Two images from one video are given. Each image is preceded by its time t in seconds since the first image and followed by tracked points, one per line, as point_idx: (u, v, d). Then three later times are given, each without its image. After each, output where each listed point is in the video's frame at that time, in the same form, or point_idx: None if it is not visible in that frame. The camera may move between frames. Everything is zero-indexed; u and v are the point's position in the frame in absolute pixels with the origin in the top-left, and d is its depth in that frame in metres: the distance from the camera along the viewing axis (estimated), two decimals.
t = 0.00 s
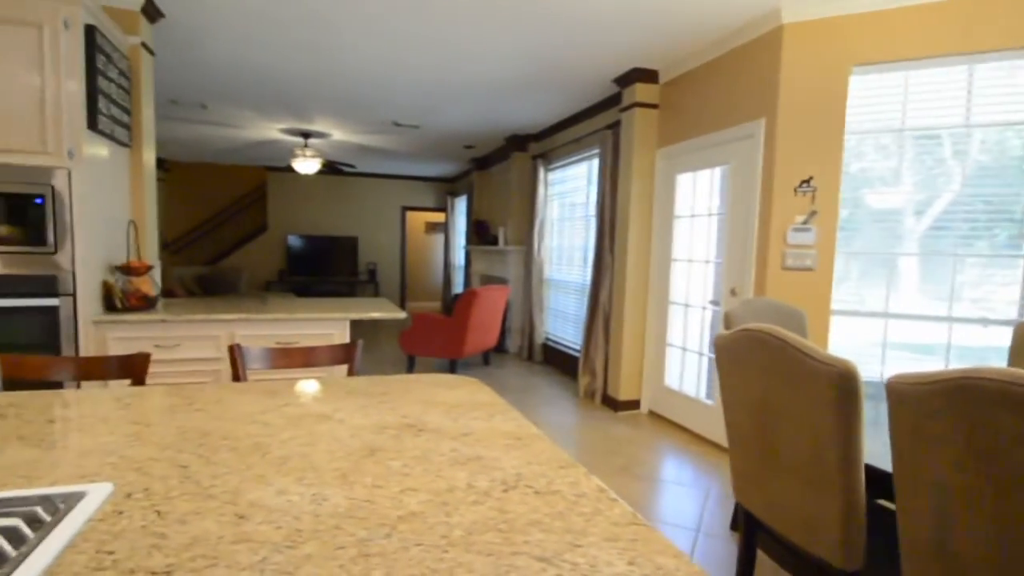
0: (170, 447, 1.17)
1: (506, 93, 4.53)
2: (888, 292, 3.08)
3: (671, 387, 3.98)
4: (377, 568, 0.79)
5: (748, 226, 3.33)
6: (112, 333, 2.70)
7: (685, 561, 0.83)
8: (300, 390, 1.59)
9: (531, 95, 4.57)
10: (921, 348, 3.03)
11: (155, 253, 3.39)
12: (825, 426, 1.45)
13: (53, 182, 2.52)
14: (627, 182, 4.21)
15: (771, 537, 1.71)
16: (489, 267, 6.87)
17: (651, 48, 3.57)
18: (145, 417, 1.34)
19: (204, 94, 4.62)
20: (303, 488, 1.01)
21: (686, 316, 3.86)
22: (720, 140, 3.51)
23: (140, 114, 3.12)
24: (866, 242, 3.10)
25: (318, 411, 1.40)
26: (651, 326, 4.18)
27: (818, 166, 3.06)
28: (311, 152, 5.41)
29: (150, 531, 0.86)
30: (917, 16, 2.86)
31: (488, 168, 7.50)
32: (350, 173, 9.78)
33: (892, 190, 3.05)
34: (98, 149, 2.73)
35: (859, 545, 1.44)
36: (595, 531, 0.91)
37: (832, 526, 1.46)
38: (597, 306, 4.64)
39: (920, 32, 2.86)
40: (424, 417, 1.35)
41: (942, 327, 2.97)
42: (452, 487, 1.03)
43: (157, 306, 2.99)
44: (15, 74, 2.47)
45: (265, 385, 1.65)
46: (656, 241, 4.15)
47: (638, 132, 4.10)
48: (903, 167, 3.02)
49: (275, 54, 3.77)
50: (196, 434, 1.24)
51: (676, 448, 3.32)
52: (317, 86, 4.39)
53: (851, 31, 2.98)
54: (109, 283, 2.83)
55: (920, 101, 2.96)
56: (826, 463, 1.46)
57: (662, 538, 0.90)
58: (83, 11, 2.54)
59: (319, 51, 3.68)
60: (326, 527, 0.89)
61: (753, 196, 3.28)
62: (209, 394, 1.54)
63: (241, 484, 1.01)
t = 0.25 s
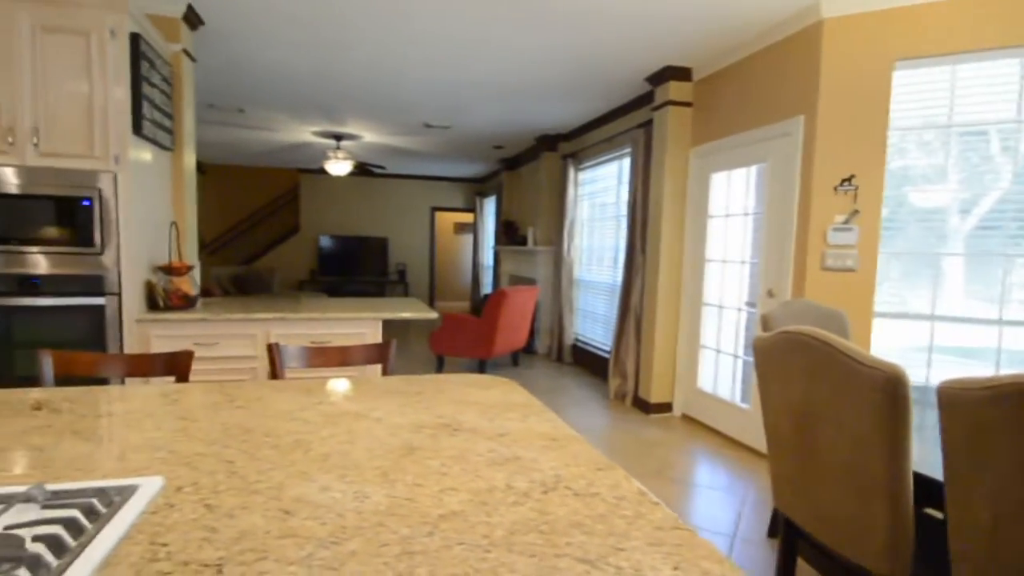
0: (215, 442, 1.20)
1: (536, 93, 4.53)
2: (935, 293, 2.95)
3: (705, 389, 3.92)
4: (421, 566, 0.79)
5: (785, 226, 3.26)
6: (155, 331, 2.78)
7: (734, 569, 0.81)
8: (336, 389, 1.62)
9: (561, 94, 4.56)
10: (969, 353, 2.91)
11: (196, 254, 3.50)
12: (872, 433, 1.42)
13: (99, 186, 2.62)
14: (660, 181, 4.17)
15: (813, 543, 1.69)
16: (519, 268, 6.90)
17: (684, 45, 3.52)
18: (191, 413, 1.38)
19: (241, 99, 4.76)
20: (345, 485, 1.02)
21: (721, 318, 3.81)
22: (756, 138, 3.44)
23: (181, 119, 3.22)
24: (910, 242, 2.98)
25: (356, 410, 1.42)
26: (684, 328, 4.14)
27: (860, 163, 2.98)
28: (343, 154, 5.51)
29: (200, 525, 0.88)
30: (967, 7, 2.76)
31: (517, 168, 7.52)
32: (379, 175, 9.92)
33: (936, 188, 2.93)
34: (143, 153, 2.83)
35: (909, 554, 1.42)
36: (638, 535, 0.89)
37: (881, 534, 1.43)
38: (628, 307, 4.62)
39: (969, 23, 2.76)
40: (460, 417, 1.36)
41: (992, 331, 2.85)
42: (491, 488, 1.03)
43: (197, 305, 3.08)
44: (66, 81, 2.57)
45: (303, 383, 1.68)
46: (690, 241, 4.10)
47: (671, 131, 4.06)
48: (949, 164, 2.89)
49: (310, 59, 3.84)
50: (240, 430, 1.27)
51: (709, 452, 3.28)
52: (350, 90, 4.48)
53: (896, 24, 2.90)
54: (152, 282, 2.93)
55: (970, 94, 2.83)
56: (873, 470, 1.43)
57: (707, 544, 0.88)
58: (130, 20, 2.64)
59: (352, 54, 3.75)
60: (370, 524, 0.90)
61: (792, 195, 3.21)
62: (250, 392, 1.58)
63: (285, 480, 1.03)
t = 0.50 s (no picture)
0: (257, 439, 1.22)
1: (565, 92, 4.51)
2: (982, 294, 2.85)
3: (739, 393, 3.85)
4: (462, 566, 0.79)
5: (824, 225, 3.16)
6: (195, 330, 2.85)
7: None
8: (371, 388, 1.64)
9: (590, 93, 4.53)
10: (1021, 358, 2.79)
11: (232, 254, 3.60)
12: (918, 438, 1.38)
13: (143, 189, 2.71)
14: (692, 180, 4.11)
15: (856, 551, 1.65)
16: (546, 268, 6.90)
17: (717, 42, 3.47)
18: (232, 410, 1.42)
19: (276, 103, 4.87)
20: (384, 484, 1.03)
21: (756, 320, 3.73)
22: (793, 135, 3.36)
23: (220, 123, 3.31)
24: (955, 242, 2.88)
25: (391, 409, 1.44)
26: (717, 330, 4.07)
27: (902, 161, 2.90)
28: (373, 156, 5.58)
29: (247, 519, 0.90)
30: None
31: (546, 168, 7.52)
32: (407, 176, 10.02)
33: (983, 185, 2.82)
34: (183, 157, 2.92)
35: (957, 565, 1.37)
36: (679, 540, 0.88)
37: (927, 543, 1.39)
38: (659, 308, 4.58)
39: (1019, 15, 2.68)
40: (495, 418, 1.36)
41: None
42: (529, 489, 1.02)
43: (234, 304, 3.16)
44: (112, 88, 2.67)
45: (339, 382, 1.70)
46: (723, 242, 4.03)
47: (705, 130, 4.00)
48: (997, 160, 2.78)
49: (343, 63, 3.91)
50: (280, 428, 1.30)
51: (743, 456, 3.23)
52: (380, 91, 4.54)
53: (942, 17, 2.81)
54: (191, 282, 3.02)
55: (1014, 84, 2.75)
56: (920, 476, 1.39)
57: (752, 551, 0.85)
58: (171, 27, 2.72)
59: (383, 57, 3.79)
60: (410, 523, 0.90)
61: (830, 194, 3.11)
62: (288, 390, 1.61)
63: (326, 478, 1.05)
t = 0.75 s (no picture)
0: (296, 436, 1.25)
1: (593, 91, 4.48)
2: None
3: (773, 396, 3.78)
4: (504, 566, 0.79)
5: (864, 224, 3.07)
6: (230, 328, 2.92)
7: None
8: (405, 387, 1.65)
9: (618, 91, 4.49)
10: None
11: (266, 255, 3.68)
12: (968, 448, 1.33)
13: (181, 191, 2.79)
14: (725, 177, 4.04)
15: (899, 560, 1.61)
16: (575, 267, 6.92)
17: (750, 37, 3.39)
18: (271, 407, 1.45)
19: (308, 106, 4.96)
20: (422, 483, 1.03)
21: (791, 321, 3.65)
22: (831, 131, 3.28)
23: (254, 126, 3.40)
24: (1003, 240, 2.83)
25: (425, 408, 1.45)
26: (750, 332, 4.00)
27: (946, 157, 2.82)
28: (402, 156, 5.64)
29: (290, 515, 0.92)
30: None
31: (574, 167, 7.50)
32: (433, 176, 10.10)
33: None
34: (220, 159, 3.00)
35: None
36: (723, 545, 0.86)
37: (978, 555, 1.35)
38: (690, 309, 4.53)
39: None
40: (529, 419, 1.35)
41: None
42: (567, 490, 1.02)
43: (268, 304, 3.23)
44: (154, 93, 2.75)
45: (372, 381, 1.72)
46: (756, 241, 3.94)
47: (738, 126, 3.92)
48: None
49: (374, 65, 3.96)
50: (318, 425, 1.32)
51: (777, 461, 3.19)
52: (409, 92, 4.57)
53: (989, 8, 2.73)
54: (227, 282, 3.10)
55: None
56: (969, 486, 1.35)
57: (798, 558, 0.83)
58: (208, 33, 2.79)
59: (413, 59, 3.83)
60: (450, 522, 0.90)
61: (870, 192, 3.02)
62: (323, 388, 1.63)
63: (365, 476, 1.06)
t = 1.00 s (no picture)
0: (333, 433, 1.26)
1: (620, 89, 4.45)
2: None
3: (808, 399, 3.71)
4: (545, 565, 0.79)
5: (904, 223, 2.98)
6: (264, 327, 2.98)
7: None
8: (437, 387, 1.66)
9: (646, 89, 4.45)
10: None
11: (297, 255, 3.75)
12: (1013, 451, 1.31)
13: (216, 193, 2.86)
14: (757, 176, 3.97)
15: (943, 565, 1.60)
16: (601, 268, 6.91)
17: (784, 32, 3.32)
18: (308, 404, 1.47)
19: (338, 108, 5.04)
20: (459, 481, 1.04)
21: (827, 323, 3.57)
22: (870, 127, 3.20)
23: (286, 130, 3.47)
24: None
25: (459, 407, 1.45)
26: (783, 334, 3.92)
27: (991, 153, 2.74)
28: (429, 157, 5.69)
29: (331, 510, 0.93)
30: None
31: (601, 167, 7.48)
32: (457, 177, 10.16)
33: None
34: (254, 162, 3.07)
35: None
36: (769, 550, 0.84)
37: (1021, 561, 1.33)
38: (721, 310, 4.47)
39: None
40: (563, 419, 1.35)
41: None
42: (604, 490, 1.01)
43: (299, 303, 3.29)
44: (191, 97, 2.83)
45: (404, 379, 1.74)
46: (791, 240, 3.87)
47: (772, 123, 3.85)
48: None
49: (404, 68, 4.01)
50: (353, 423, 1.33)
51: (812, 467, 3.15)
52: (437, 93, 4.61)
53: None
54: (260, 282, 3.16)
55: None
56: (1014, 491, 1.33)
57: (848, 564, 0.81)
58: (243, 38, 2.86)
59: (442, 61, 3.86)
60: (488, 520, 0.90)
61: (911, 190, 2.94)
62: (357, 386, 1.65)
63: (403, 473, 1.07)
